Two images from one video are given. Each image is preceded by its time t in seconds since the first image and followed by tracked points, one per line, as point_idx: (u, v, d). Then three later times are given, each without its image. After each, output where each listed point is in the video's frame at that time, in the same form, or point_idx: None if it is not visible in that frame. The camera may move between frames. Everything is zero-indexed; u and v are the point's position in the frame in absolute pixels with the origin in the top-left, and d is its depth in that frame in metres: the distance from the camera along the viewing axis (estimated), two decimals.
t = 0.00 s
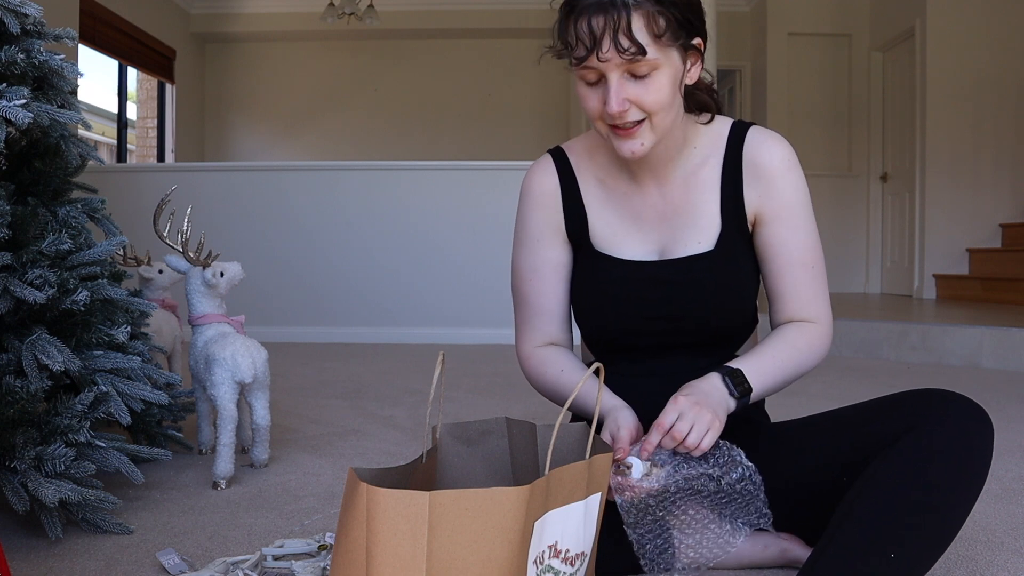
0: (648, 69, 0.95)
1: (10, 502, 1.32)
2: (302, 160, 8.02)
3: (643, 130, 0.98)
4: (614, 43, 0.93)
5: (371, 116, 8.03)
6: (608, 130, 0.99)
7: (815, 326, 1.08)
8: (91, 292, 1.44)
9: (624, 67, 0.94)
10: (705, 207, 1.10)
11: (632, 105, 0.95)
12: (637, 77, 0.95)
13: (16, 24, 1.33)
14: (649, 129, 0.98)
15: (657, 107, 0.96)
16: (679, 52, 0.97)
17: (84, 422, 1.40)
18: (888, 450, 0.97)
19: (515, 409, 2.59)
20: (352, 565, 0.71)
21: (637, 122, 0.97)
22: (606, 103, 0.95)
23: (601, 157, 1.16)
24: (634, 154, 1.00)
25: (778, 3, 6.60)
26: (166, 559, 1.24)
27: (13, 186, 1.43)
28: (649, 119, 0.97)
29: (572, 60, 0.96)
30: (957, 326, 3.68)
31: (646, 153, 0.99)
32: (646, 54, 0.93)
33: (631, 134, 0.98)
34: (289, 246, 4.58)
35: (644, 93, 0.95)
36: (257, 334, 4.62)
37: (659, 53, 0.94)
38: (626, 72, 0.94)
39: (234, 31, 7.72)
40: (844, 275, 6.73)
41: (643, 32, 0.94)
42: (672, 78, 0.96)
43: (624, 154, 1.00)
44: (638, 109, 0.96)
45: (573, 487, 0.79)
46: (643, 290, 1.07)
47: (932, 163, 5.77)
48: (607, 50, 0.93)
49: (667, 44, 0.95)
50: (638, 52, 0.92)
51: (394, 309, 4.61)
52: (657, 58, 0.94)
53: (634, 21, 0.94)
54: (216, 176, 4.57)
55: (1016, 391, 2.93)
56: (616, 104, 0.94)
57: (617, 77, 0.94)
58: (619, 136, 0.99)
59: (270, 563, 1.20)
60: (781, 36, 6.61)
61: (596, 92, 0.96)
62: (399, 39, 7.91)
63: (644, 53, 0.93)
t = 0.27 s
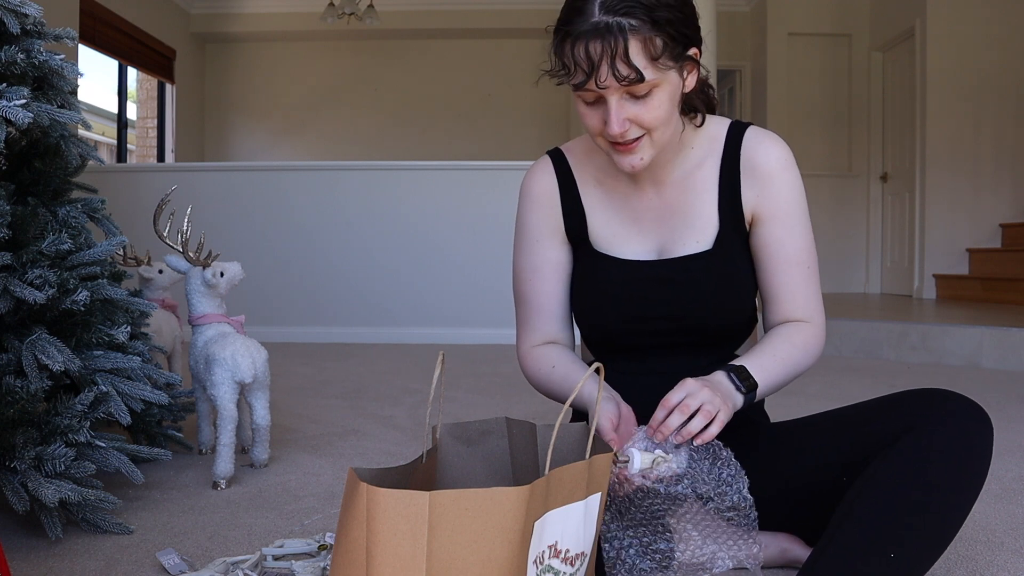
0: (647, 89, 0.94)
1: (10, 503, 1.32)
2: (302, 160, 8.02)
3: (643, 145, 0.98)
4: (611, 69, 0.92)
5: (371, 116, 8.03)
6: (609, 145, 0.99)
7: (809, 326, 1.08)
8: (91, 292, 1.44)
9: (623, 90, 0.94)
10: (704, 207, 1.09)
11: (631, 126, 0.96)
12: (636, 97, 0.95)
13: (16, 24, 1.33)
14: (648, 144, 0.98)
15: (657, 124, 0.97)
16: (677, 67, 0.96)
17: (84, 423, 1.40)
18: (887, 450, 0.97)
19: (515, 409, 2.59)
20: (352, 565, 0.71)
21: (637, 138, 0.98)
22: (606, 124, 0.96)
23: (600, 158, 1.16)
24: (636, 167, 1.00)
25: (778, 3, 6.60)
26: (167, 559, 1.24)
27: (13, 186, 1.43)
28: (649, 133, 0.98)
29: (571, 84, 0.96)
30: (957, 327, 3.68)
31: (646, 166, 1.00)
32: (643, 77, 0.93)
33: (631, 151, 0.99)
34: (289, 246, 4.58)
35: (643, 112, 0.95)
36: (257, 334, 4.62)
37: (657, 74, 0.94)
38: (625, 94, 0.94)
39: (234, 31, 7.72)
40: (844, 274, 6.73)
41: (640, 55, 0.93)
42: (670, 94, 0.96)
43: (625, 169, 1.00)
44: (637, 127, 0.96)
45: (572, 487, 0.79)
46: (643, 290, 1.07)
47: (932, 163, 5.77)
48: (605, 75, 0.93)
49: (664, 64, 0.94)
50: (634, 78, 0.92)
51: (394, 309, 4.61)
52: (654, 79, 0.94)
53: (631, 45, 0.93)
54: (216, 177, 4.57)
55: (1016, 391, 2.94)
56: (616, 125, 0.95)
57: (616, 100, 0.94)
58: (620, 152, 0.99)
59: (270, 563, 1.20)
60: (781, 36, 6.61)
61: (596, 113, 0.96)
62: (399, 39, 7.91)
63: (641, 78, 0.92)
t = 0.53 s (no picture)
0: (644, 87, 0.94)
1: (10, 502, 1.32)
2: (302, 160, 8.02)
3: (641, 144, 0.98)
4: (608, 67, 0.92)
5: (370, 116, 8.03)
6: (607, 144, 1.00)
7: (809, 326, 1.08)
8: (91, 292, 1.44)
9: (621, 88, 0.94)
10: (702, 206, 1.09)
11: (629, 124, 0.96)
12: (633, 96, 0.95)
13: (16, 24, 1.33)
14: (646, 143, 0.99)
15: (655, 123, 0.97)
16: (674, 66, 0.96)
17: (84, 422, 1.40)
18: (887, 450, 0.97)
19: (515, 409, 2.59)
20: (352, 564, 0.71)
21: (635, 137, 0.98)
22: (603, 122, 0.96)
23: (599, 158, 1.16)
24: (633, 166, 1.00)
25: (778, 3, 6.60)
26: (166, 559, 1.24)
27: (13, 186, 1.43)
28: (647, 132, 0.98)
29: (570, 82, 0.96)
30: (958, 327, 3.67)
31: (644, 165, 1.00)
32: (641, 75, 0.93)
33: (629, 149, 0.99)
34: (289, 246, 4.58)
35: (640, 111, 0.95)
36: (256, 334, 4.62)
37: (655, 71, 0.94)
38: (623, 92, 0.94)
39: (234, 31, 7.72)
40: (843, 274, 6.73)
41: (638, 52, 0.93)
42: (668, 93, 0.96)
43: (623, 167, 1.00)
44: (635, 126, 0.96)
45: (572, 488, 0.79)
46: (643, 289, 1.07)
47: (932, 163, 5.77)
48: (603, 73, 0.93)
49: (661, 62, 0.94)
50: (632, 76, 0.92)
51: (394, 309, 4.61)
52: (652, 76, 0.94)
53: (629, 42, 0.93)
54: (216, 177, 4.56)
55: (1017, 391, 2.94)
56: (613, 124, 0.95)
57: (614, 98, 0.94)
58: (618, 151, 0.99)
59: (270, 563, 1.20)
60: (781, 36, 6.61)
61: (595, 112, 0.97)
62: (399, 39, 7.91)
63: (639, 75, 0.92)
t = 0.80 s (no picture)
0: (643, 82, 0.94)
1: (10, 502, 1.32)
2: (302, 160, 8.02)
3: (640, 141, 0.98)
4: (607, 62, 0.92)
5: (370, 116, 8.03)
6: (606, 141, 0.99)
7: (809, 327, 1.08)
8: (91, 292, 1.44)
9: (620, 83, 0.94)
10: (700, 205, 1.09)
11: (628, 119, 0.95)
12: (633, 91, 0.94)
13: (15, 24, 1.33)
14: (646, 139, 0.98)
15: (654, 119, 0.96)
16: (674, 62, 0.96)
17: (84, 423, 1.40)
18: (887, 449, 0.97)
19: (515, 409, 2.59)
20: (352, 565, 0.71)
21: (634, 133, 0.97)
22: (602, 118, 0.95)
23: (597, 158, 1.17)
24: (633, 163, 1.00)
25: (778, 3, 6.60)
26: (166, 559, 1.24)
27: (13, 186, 1.43)
28: (646, 129, 0.97)
29: (569, 78, 0.96)
30: (958, 327, 3.67)
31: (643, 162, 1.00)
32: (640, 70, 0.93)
33: (629, 146, 0.98)
34: (289, 246, 4.58)
35: (639, 106, 0.95)
36: (256, 334, 4.62)
37: (654, 67, 0.94)
38: (622, 87, 0.94)
39: (234, 31, 7.72)
40: (843, 274, 6.73)
41: (636, 47, 0.93)
42: (667, 89, 0.96)
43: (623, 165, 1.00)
44: (634, 122, 0.96)
45: (573, 488, 0.79)
46: (642, 290, 1.07)
47: (932, 163, 5.77)
48: (602, 68, 0.93)
49: (660, 57, 0.94)
50: (631, 69, 0.92)
51: (394, 309, 4.61)
52: (651, 72, 0.94)
53: (628, 37, 0.93)
54: (216, 176, 4.56)
55: (1017, 391, 2.93)
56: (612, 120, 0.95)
57: (613, 94, 0.94)
58: (617, 148, 0.99)
59: (270, 563, 1.20)
60: (781, 37, 6.61)
61: (594, 107, 0.96)
62: (399, 40, 7.91)
63: (638, 70, 0.92)
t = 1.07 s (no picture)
0: (635, 81, 0.94)
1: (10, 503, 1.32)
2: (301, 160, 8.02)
3: (635, 140, 0.98)
4: (597, 61, 0.92)
5: (370, 116, 8.03)
6: (602, 142, 0.99)
7: (808, 328, 1.08)
8: (91, 292, 1.44)
9: (611, 83, 0.94)
10: (699, 206, 1.09)
11: (622, 119, 0.95)
12: (625, 90, 0.94)
13: (16, 24, 1.33)
14: (641, 138, 0.98)
15: (648, 117, 0.97)
16: (664, 61, 0.97)
17: (84, 423, 1.40)
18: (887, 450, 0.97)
19: (515, 409, 2.59)
20: (352, 565, 0.71)
21: (629, 133, 0.98)
22: (595, 119, 0.95)
23: (595, 158, 1.16)
24: (628, 164, 1.00)
25: (778, 3, 6.60)
26: (166, 559, 1.24)
27: (13, 186, 1.43)
28: (640, 129, 0.98)
29: (561, 80, 0.96)
30: (958, 326, 3.67)
31: (639, 162, 1.00)
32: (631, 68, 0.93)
33: (624, 145, 0.99)
34: (289, 246, 4.58)
35: (632, 106, 0.95)
36: (256, 335, 4.62)
37: (645, 65, 0.94)
38: (614, 87, 0.94)
39: (234, 31, 7.72)
40: (843, 274, 6.73)
41: (626, 45, 0.93)
42: (659, 87, 0.96)
43: (618, 165, 1.00)
44: (627, 122, 0.96)
45: (573, 487, 0.79)
46: (642, 291, 1.07)
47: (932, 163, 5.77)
48: (592, 68, 0.93)
49: (651, 54, 0.94)
50: (621, 68, 0.92)
51: (394, 308, 4.61)
52: (642, 70, 0.94)
53: (617, 35, 0.93)
54: (217, 177, 4.57)
55: (1016, 391, 2.94)
56: (605, 120, 0.95)
57: (606, 93, 0.94)
58: (611, 148, 0.99)
59: (270, 563, 1.20)
60: (781, 37, 6.61)
61: (587, 109, 0.96)
62: (399, 40, 7.91)
63: (628, 69, 0.92)
